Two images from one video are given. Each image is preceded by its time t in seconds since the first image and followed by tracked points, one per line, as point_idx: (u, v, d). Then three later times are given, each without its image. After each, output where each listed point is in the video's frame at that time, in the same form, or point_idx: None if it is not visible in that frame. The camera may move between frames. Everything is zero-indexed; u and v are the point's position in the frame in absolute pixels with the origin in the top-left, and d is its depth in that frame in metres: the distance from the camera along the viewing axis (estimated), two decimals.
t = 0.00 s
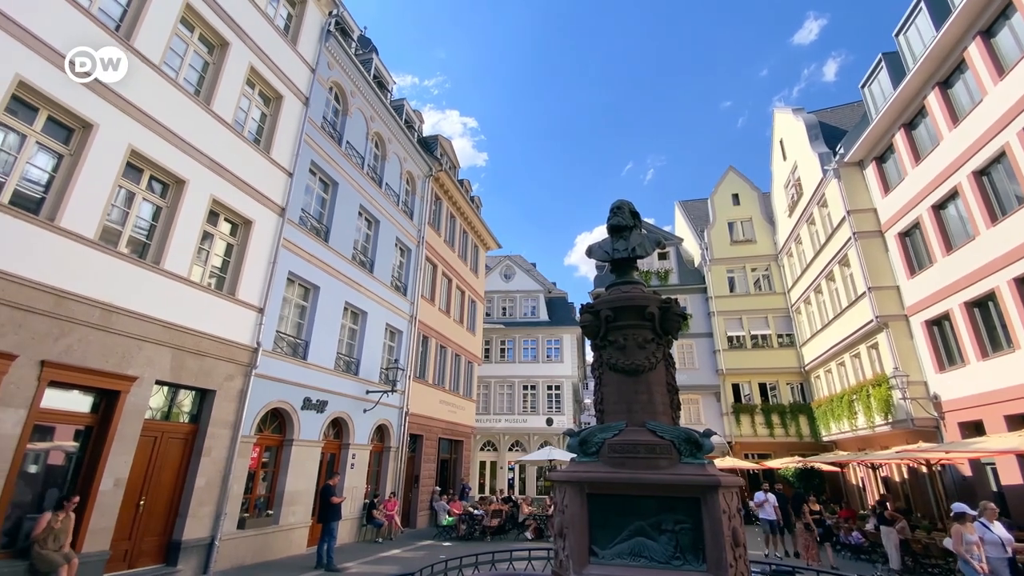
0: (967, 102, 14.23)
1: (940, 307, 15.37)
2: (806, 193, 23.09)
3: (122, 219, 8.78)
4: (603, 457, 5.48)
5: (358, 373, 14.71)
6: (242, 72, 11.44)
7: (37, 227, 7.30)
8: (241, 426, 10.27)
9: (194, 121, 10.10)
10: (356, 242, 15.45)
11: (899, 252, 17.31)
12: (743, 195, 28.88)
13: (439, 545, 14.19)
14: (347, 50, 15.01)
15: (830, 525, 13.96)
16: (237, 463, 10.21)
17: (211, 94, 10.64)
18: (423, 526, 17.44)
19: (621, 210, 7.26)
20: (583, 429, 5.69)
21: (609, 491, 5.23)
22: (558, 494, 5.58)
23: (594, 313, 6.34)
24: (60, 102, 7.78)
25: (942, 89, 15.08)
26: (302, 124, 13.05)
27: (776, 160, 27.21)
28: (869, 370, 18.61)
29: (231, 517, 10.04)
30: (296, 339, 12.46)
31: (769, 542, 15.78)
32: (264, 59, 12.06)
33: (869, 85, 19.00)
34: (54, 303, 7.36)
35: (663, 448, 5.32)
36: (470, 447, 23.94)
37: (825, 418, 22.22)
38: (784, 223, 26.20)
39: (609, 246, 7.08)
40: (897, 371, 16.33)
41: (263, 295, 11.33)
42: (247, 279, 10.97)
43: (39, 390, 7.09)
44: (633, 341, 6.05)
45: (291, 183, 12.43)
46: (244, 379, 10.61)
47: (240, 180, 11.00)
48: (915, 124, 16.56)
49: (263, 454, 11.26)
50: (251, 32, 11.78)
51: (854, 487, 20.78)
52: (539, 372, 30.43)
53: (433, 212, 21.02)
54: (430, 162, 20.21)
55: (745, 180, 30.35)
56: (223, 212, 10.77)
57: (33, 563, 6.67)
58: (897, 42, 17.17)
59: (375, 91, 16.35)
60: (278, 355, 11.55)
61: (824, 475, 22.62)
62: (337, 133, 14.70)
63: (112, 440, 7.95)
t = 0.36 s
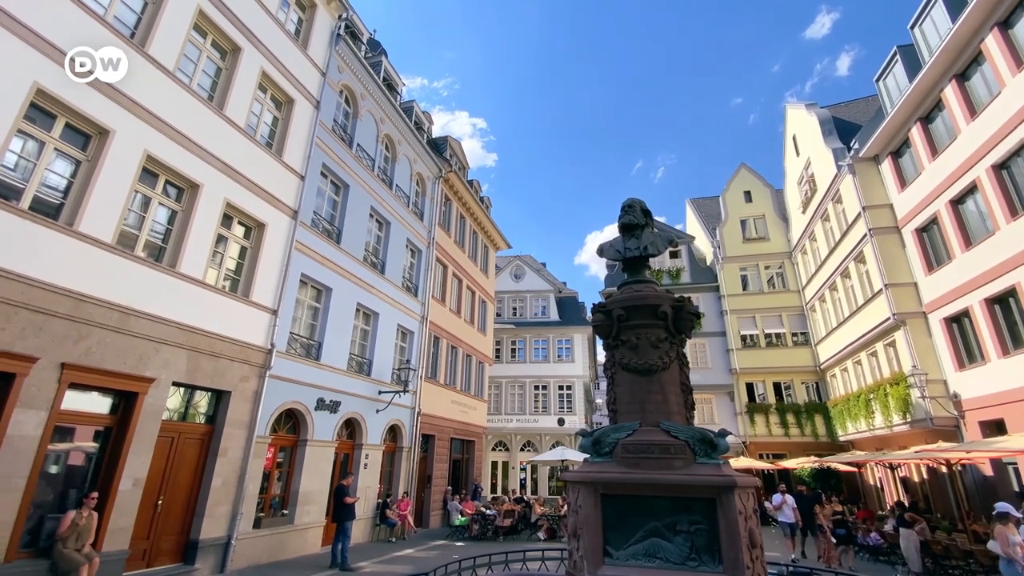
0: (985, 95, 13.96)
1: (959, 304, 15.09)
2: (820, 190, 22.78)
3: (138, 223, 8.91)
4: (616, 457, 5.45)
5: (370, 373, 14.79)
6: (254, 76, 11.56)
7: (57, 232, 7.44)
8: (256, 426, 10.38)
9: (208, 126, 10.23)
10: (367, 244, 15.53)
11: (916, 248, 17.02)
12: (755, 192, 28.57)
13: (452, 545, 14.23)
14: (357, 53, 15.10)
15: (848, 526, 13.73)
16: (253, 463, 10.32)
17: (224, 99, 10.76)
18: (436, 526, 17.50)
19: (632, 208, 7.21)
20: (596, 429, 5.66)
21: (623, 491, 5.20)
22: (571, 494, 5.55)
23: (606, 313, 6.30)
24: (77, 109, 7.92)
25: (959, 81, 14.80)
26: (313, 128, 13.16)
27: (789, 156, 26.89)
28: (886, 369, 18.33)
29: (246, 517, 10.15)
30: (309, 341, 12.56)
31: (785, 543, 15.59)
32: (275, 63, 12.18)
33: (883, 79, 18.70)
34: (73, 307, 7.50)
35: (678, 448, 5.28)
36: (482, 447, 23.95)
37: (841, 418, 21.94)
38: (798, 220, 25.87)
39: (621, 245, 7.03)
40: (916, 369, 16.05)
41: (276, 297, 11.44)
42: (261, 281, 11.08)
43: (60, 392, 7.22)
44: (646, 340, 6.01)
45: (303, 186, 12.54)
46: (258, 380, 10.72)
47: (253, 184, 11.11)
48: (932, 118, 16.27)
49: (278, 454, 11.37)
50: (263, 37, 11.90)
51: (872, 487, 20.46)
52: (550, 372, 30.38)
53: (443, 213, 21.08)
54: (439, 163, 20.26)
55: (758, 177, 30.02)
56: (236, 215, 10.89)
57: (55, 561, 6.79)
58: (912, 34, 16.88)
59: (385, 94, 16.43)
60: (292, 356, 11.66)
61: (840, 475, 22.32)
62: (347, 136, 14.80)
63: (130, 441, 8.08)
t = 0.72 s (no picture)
0: (1004, 86, 13.67)
1: (980, 300, 14.78)
2: (835, 185, 22.45)
3: (156, 228, 9.06)
4: (631, 457, 5.42)
5: (383, 374, 14.88)
6: (266, 81, 11.69)
7: (77, 237, 7.59)
8: (272, 427, 10.49)
9: (222, 131, 10.36)
10: (379, 246, 15.63)
11: (935, 243, 16.71)
12: (769, 188, 28.24)
13: (465, 545, 14.26)
14: (368, 56, 15.20)
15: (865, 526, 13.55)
16: (269, 463, 10.43)
17: (237, 104, 10.90)
18: (449, 526, 17.55)
19: (644, 206, 7.17)
20: (610, 429, 5.63)
21: (639, 491, 5.17)
22: (586, 494, 5.53)
23: (619, 312, 6.26)
24: (96, 116, 8.06)
25: (977, 73, 14.52)
26: (325, 131, 13.27)
27: (802, 152, 26.55)
28: (906, 367, 18.02)
29: (263, 516, 10.26)
30: (323, 342, 12.67)
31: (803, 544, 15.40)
32: (287, 68, 12.31)
33: (899, 72, 18.39)
34: (94, 310, 7.64)
35: (694, 448, 5.24)
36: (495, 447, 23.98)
37: (859, 417, 21.61)
38: (813, 217, 25.52)
39: (633, 243, 6.99)
40: (936, 367, 15.74)
41: (291, 300, 11.55)
42: (275, 283, 11.20)
43: (82, 394, 7.36)
44: (660, 340, 5.97)
45: (315, 189, 12.65)
46: (274, 381, 10.83)
47: (266, 187, 11.23)
48: (950, 111, 15.97)
49: (294, 454, 11.48)
50: (275, 42, 12.03)
51: (892, 487, 20.12)
52: (562, 372, 30.31)
53: (454, 214, 21.14)
54: (450, 164, 20.33)
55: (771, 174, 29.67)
56: (251, 219, 11.02)
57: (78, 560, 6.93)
58: (928, 26, 16.59)
59: (395, 97, 16.53)
60: (307, 357, 11.77)
61: (859, 475, 21.97)
62: (359, 139, 14.91)
63: (150, 442, 8.22)
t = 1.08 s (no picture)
0: None
1: (1000, 297, 14.47)
2: (850, 181, 22.13)
3: (173, 232, 9.20)
4: (646, 457, 5.40)
5: (396, 374, 14.97)
6: (279, 86, 11.82)
7: (97, 242, 7.74)
8: (287, 427, 10.60)
9: (236, 135, 10.50)
10: (391, 247, 15.73)
11: (954, 239, 16.40)
12: (782, 185, 27.91)
13: (479, 545, 14.31)
14: (378, 60, 15.30)
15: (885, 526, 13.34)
16: (285, 463, 10.55)
17: (251, 109, 11.04)
18: (463, 526, 17.60)
19: (657, 204, 7.12)
20: (625, 429, 5.62)
21: (654, 492, 5.15)
22: (600, 494, 5.52)
23: (633, 311, 6.24)
24: (114, 123, 8.22)
25: (996, 65, 14.23)
26: (337, 135, 13.39)
27: (817, 148, 26.21)
28: (925, 365, 17.73)
29: (280, 516, 10.38)
30: (337, 343, 12.79)
31: (820, 545, 15.21)
32: (299, 73, 12.44)
33: (915, 65, 18.09)
34: (114, 314, 7.79)
35: (710, 448, 5.20)
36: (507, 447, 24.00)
37: (877, 416, 21.27)
38: (828, 213, 25.18)
39: (646, 242, 6.96)
40: (956, 365, 15.46)
41: (305, 302, 11.67)
42: (290, 286, 11.33)
43: (102, 396, 7.50)
44: (674, 339, 5.93)
45: (328, 192, 12.76)
46: (289, 382, 10.95)
47: (280, 191, 11.36)
48: (968, 103, 15.68)
49: (309, 454, 11.59)
50: (287, 47, 12.16)
51: (913, 488, 19.77)
52: (573, 372, 30.25)
53: (464, 215, 21.20)
54: (460, 166, 20.40)
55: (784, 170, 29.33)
56: (265, 222, 11.16)
57: (100, 558, 7.07)
58: (944, 18, 16.30)
59: (406, 99, 16.61)
60: (321, 358, 11.89)
61: (877, 475, 21.63)
62: (370, 141, 15.01)
63: (169, 442, 8.37)
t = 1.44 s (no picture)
0: None
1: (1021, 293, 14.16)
2: (866, 177, 21.81)
3: (188, 236, 9.34)
4: (661, 457, 5.38)
5: (408, 375, 15.05)
6: (291, 90, 11.94)
7: (115, 246, 7.87)
8: (302, 428, 10.71)
9: (249, 140, 10.62)
10: (402, 249, 15.82)
11: (974, 234, 16.09)
12: (796, 182, 27.59)
13: (492, 545, 14.33)
14: (388, 63, 15.40)
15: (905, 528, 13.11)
16: (300, 464, 10.65)
17: (264, 114, 11.17)
18: (476, 526, 17.63)
19: (669, 203, 7.08)
20: (639, 429, 5.60)
21: (669, 492, 5.12)
22: (615, 495, 5.51)
23: (646, 311, 6.21)
24: (130, 129, 8.36)
25: (1014, 56, 13.95)
26: (348, 137, 13.49)
27: (831, 143, 25.87)
28: (944, 363, 17.41)
29: (296, 515, 10.49)
30: (350, 344, 12.89)
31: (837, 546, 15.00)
32: (311, 77, 12.55)
33: (932, 57, 17.78)
34: (132, 317, 7.92)
35: (725, 448, 5.16)
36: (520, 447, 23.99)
37: (895, 415, 20.94)
38: (843, 209, 24.84)
39: (659, 241, 6.92)
40: (977, 363, 15.16)
41: (318, 303, 11.77)
42: (303, 288, 11.44)
43: (122, 397, 7.63)
44: (688, 338, 5.89)
45: (340, 195, 12.87)
46: (303, 383, 11.06)
47: (293, 194, 11.47)
48: (986, 96, 15.37)
49: (323, 455, 11.69)
50: (298, 52, 12.28)
51: (933, 488, 19.43)
52: (585, 372, 30.17)
53: (475, 216, 21.25)
54: (470, 166, 20.44)
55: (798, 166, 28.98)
56: (279, 225, 11.28)
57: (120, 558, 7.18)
58: (961, 9, 16.00)
59: (415, 101, 16.69)
60: (334, 359, 11.98)
61: (896, 476, 21.28)
62: (380, 143, 15.11)
63: (187, 442, 8.49)
